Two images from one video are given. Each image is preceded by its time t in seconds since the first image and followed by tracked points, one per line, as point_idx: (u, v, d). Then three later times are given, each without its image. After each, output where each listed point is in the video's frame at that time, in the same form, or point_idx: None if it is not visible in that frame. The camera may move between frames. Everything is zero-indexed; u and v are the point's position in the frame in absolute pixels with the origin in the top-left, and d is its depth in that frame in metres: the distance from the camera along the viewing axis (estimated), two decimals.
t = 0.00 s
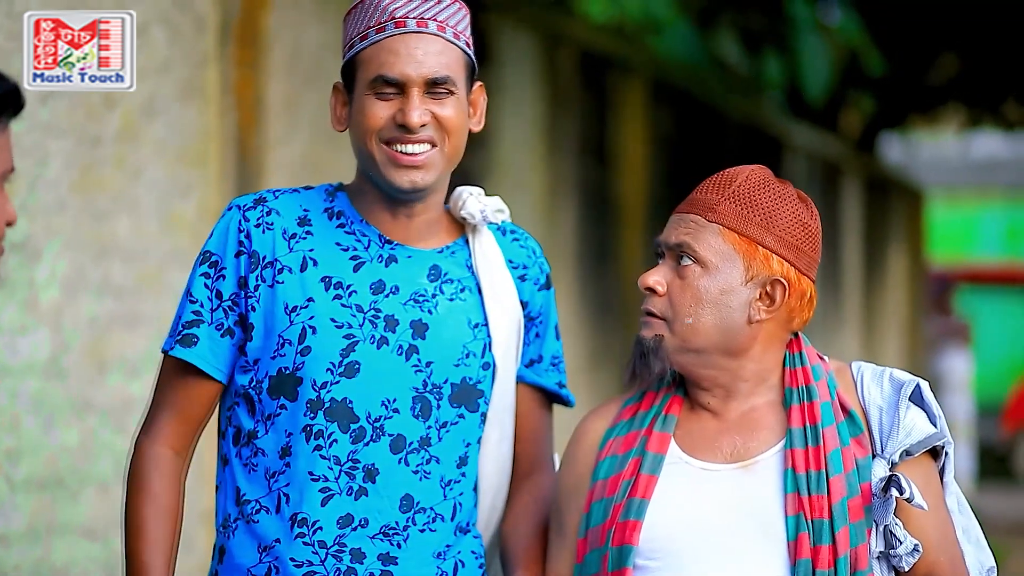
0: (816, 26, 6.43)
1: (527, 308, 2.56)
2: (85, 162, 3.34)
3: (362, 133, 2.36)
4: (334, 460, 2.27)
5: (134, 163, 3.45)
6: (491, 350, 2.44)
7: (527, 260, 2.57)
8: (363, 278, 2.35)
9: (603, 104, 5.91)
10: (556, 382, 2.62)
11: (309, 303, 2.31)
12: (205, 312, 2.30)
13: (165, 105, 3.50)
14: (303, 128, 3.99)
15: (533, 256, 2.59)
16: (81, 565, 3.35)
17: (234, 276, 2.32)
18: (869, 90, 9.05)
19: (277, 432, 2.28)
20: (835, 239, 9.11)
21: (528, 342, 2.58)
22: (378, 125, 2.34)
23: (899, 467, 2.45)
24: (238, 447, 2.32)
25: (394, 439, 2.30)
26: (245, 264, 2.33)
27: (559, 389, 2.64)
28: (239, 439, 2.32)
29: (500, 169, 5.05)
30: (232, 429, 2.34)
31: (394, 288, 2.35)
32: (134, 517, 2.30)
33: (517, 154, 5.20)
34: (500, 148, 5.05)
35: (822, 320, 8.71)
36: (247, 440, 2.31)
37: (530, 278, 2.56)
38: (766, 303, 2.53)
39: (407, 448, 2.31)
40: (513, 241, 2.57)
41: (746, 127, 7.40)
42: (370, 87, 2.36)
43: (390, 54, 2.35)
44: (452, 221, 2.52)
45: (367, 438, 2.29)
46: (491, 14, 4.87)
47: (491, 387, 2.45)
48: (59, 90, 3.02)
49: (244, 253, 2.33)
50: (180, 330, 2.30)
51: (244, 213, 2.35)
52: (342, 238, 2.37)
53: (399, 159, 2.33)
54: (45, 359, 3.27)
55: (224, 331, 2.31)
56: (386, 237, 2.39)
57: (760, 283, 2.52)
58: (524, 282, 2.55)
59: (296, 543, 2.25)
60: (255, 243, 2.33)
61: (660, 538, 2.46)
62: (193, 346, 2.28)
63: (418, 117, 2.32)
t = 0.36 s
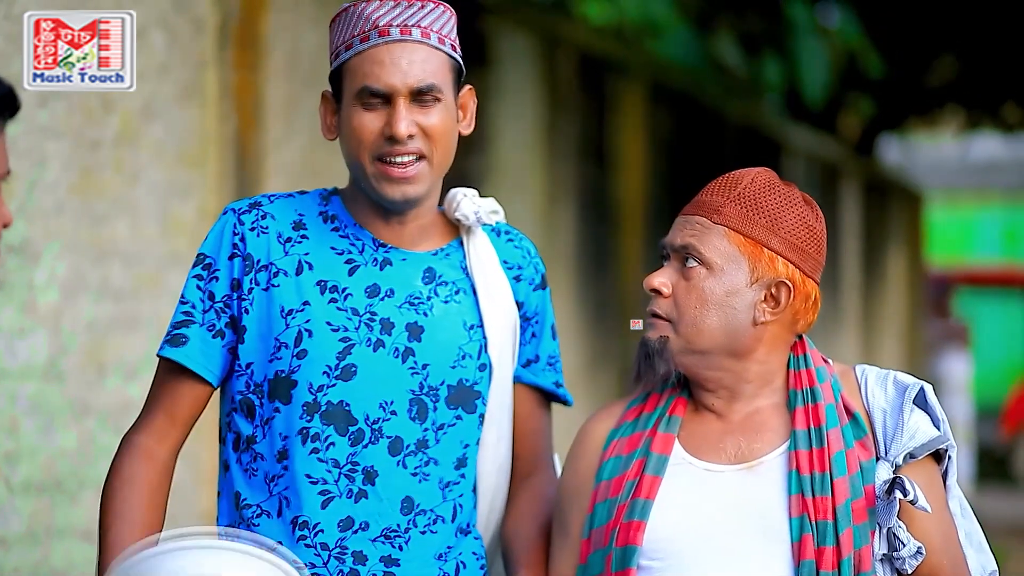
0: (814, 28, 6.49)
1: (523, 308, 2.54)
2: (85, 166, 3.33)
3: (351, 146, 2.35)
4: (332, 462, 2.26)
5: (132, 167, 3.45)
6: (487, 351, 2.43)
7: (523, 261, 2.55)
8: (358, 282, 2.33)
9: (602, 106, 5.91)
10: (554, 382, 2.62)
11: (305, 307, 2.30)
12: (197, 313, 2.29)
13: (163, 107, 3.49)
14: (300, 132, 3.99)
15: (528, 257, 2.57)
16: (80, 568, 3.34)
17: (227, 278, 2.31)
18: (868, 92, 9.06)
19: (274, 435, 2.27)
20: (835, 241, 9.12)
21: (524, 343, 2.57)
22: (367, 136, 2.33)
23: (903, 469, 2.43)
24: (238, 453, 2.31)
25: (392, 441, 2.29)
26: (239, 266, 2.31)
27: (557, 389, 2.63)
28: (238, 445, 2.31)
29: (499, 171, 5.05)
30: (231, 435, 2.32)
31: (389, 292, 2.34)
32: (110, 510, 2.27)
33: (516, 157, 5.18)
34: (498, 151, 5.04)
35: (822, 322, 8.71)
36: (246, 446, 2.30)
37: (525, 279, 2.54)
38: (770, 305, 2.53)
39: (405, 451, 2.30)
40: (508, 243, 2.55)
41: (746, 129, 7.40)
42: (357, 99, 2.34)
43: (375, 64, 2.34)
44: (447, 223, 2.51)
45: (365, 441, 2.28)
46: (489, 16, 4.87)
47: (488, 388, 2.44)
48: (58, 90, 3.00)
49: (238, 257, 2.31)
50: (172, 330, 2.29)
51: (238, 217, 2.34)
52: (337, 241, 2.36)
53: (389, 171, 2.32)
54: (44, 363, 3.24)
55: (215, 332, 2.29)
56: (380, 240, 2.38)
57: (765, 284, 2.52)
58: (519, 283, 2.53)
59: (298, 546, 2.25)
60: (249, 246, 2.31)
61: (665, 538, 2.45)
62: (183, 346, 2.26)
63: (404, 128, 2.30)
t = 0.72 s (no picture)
0: (814, 28, 6.86)
1: (520, 311, 2.54)
2: (85, 166, 3.34)
3: (355, 136, 2.34)
4: (334, 462, 2.25)
5: (131, 167, 3.44)
6: (486, 352, 2.43)
7: (520, 263, 2.55)
8: (360, 282, 2.34)
9: (601, 107, 5.91)
10: (550, 384, 2.60)
11: (307, 306, 2.30)
12: (208, 315, 2.28)
13: (162, 107, 3.49)
14: (300, 134, 3.92)
15: (525, 259, 2.57)
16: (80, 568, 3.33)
17: (237, 278, 2.31)
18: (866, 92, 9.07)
19: (275, 435, 2.27)
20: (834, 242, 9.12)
21: (521, 345, 2.56)
22: (372, 126, 2.32)
23: (905, 470, 2.43)
24: (236, 454, 2.30)
25: (393, 441, 2.29)
26: (246, 266, 2.31)
27: (553, 391, 2.60)
28: (237, 445, 2.30)
29: (498, 171, 5.05)
30: (230, 436, 2.32)
31: (390, 292, 2.34)
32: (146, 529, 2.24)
33: (515, 157, 5.19)
34: (498, 151, 5.04)
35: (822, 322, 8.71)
36: (245, 446, 2.29)
37: (522, 281, 2.54)
38: (774, 306, 2.52)
39: (406, 451, 2.30)
40: (505, 245, 2.54)
41: (746, 129, 7.35)
42: (361, 88, 2.35)
43: (380, 53, 2.34)
44: (445, 226, 2.50)
45: (367, 440, 2.27)
46: (487, 17, 4.88)
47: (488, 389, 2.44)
48: (59, 90, 3.05)
49: (246, 256, 2.31)
50: (184, 332, 2.27)
51: (242, 217, 2.34)
52: (338, 242, 2.36)
53: (394, 160, 2.32)
54: (42, 364, 3.27)
55: (229, 332, 2.28)
56: (380, 241, 2.38)
57: (769, 285, 2.51)
58: (516, 285, 2.53)
59: (299, 546, 2.23)
60: (256, 246, 2.32)
61: (668, 538, 2.45)
62: (200, 350, 2.25)
63: (409, 115, 2.30)
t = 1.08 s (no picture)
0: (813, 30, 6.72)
1: (520, 312, 2.54)
2: (84, 167, 3.32)
3: (369, 131, 2.34)
4: (338, 467, 2.25)
5: (131, 167, 3.44)
6: (485, 354, 2.42)
7: (519, 265, 2.55)
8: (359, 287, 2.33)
9: (601, 107, 5.90)
10: (550, 386, 2.61)
11: (306, 313, 2.29)
12: (203, 325, 2.28)
13: (162, 108, 3.49)
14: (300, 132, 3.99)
15: (524, 261, 2.57)
16: (80, 568, 3.33)
17: (230, 288, 2.29)
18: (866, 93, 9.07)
19: (277, 441, 2.26)
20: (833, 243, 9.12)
21: (521, 346, 2.56)
22: (388, 122, 2.33)
23: (905, 470, 2.43)
24: (238, 457, 2.30)
25: (395, 446, 2.28)
26: (241, 275, 2.30)
27: (552, 392, 2.62)
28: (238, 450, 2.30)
29: (497, 172, 5.04)
30: (230, 441, 2.31)
31: (389, 296, 2.34)
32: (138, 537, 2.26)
33: (515, 158, 5.18)
34: (497, 152, 5.03)
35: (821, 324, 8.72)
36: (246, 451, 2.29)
37: (521, 282, 2.54)
38: (773, 306, 2.52)
39: (409, 455, 2.29)
40: (504, 246, 2.55)
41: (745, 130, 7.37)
42: (378, 83, 2.35)
43: (400, 51, 2.35)
44: (445, 228, 2.50)
45: (369, 445, 2.27)
46: (488, 17, 4.88)
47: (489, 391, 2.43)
48: (58, 90, 3.01)
49: (239, 266, 2.30)
50: (179, 344, 2.27)
51: (238, 225, 2.32)
52: (337, 246, 2.35)
53: (406, 156, 2.32)
54: (42, 364, 3.24)
55: (221, 343, 2.29)
56: (381, 245, 2.38)
57: (768, 286, 2.52)
58: (516, 287, 2.53)
59: (305, 548, 2.23)
60: (251, 254, 2.30)
61: (670, 539, 2.45)
62: (194, 360, 2.26)
63: (428, 112, 2.32)
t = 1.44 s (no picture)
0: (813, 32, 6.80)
1: (520, 313, 2.54)
2: (84, 167, 3.33)
3: (377, 138, 2.34)
4: (334, 467, 2.25)
5: (131, 168, 3.45)
6: (484, 356, 2.42)
7: (519, 266, 2.55)
8: (358, 287, 2.33)
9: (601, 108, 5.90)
10: (550, 387, 2.61)
11: (305, 312, 2.29)
12: (202, 321, 2.27)
13: (162, 108, 3.49)
14: (300, 132, 3.99)
15: (525, 262, 2.57)
16: (80, 568, 3.34)
17: (230, 285, 2.29)
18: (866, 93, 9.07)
19: (274, 440, 2.27)
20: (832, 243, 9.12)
21: (521, 347, 2.56)
22: (397, 131, 2.33)
23: (901, 470, 2.43)
24: (235, 457, 2.30)
25: (392, 447, 2.28)
26: (241, 272, 2.29)
27: (552, 394, 2.62)
28: (236, 449, 2.30)
29: (497, 172, 5.04)
30: (229, 439, 2.32)
31: (388, 297, 2.34)
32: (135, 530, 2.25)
33: (514, 159, 5.19)
34: (497, 152, 5.04)
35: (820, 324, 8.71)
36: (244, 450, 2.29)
37: (522, 283, 2.54)
38: (771, 306, 2.53)
39: (405, 456, 2.29)
40: (505, 247, 2.55)
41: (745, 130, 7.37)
42: (388, 89, 2.35)
43: (412, 58, 2.34)
44: (445, 229, 2.51)
45: (366, 446, 2.27)
46: (488, 18, 4.88)
47: (488, 393, 2.43)
48: (59, 91, 3.00)
49: (240, 262, 2.30)
50: (177, 339, 2.27)
51: (239, 222, 2.32)
52: (337, 246, 2.36)
53: (413, 169, 2.33)
54: (42, 364, 3.24)
55: (220, 339, 2.28)
56: (381, 246, 2.38)
57: (766, 286, 2.52)
58: (516, 288, 2.53)
59: (300, 548, 2.23)
60: (251, 251, 2.30)
61: (668, 539, 2.45)
62: (190, 354, 2.25)
63: (438, 125, 2.32)
